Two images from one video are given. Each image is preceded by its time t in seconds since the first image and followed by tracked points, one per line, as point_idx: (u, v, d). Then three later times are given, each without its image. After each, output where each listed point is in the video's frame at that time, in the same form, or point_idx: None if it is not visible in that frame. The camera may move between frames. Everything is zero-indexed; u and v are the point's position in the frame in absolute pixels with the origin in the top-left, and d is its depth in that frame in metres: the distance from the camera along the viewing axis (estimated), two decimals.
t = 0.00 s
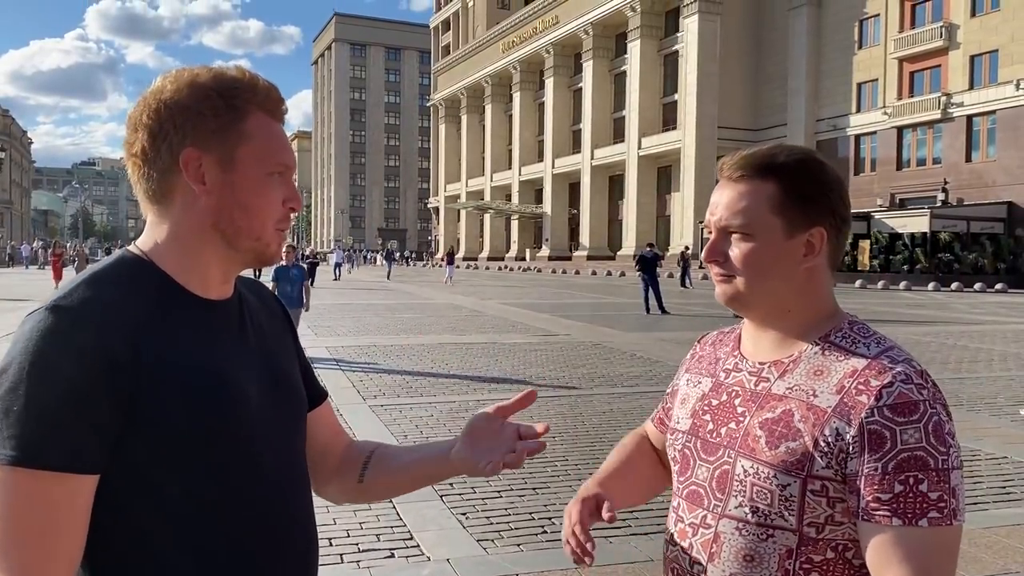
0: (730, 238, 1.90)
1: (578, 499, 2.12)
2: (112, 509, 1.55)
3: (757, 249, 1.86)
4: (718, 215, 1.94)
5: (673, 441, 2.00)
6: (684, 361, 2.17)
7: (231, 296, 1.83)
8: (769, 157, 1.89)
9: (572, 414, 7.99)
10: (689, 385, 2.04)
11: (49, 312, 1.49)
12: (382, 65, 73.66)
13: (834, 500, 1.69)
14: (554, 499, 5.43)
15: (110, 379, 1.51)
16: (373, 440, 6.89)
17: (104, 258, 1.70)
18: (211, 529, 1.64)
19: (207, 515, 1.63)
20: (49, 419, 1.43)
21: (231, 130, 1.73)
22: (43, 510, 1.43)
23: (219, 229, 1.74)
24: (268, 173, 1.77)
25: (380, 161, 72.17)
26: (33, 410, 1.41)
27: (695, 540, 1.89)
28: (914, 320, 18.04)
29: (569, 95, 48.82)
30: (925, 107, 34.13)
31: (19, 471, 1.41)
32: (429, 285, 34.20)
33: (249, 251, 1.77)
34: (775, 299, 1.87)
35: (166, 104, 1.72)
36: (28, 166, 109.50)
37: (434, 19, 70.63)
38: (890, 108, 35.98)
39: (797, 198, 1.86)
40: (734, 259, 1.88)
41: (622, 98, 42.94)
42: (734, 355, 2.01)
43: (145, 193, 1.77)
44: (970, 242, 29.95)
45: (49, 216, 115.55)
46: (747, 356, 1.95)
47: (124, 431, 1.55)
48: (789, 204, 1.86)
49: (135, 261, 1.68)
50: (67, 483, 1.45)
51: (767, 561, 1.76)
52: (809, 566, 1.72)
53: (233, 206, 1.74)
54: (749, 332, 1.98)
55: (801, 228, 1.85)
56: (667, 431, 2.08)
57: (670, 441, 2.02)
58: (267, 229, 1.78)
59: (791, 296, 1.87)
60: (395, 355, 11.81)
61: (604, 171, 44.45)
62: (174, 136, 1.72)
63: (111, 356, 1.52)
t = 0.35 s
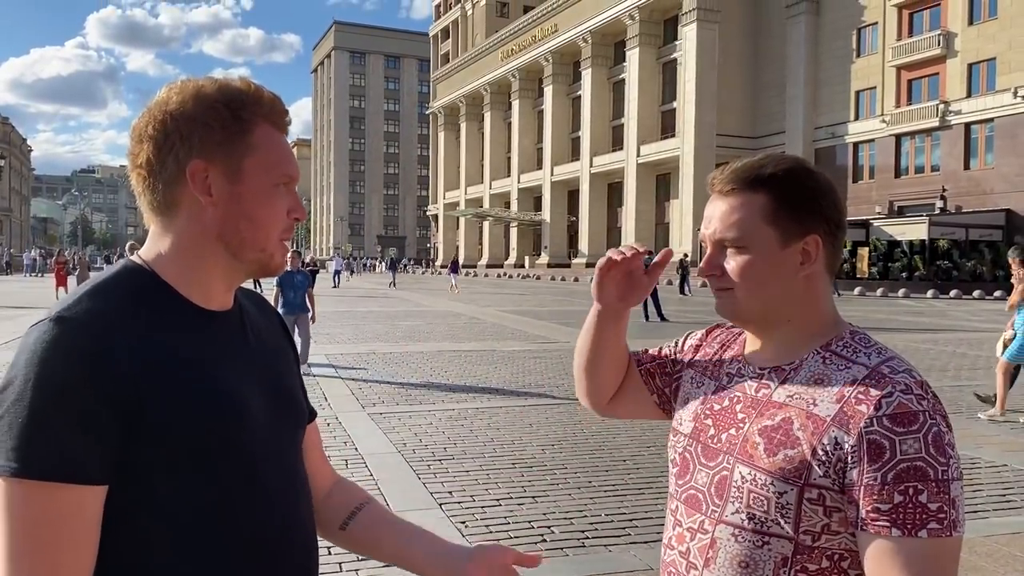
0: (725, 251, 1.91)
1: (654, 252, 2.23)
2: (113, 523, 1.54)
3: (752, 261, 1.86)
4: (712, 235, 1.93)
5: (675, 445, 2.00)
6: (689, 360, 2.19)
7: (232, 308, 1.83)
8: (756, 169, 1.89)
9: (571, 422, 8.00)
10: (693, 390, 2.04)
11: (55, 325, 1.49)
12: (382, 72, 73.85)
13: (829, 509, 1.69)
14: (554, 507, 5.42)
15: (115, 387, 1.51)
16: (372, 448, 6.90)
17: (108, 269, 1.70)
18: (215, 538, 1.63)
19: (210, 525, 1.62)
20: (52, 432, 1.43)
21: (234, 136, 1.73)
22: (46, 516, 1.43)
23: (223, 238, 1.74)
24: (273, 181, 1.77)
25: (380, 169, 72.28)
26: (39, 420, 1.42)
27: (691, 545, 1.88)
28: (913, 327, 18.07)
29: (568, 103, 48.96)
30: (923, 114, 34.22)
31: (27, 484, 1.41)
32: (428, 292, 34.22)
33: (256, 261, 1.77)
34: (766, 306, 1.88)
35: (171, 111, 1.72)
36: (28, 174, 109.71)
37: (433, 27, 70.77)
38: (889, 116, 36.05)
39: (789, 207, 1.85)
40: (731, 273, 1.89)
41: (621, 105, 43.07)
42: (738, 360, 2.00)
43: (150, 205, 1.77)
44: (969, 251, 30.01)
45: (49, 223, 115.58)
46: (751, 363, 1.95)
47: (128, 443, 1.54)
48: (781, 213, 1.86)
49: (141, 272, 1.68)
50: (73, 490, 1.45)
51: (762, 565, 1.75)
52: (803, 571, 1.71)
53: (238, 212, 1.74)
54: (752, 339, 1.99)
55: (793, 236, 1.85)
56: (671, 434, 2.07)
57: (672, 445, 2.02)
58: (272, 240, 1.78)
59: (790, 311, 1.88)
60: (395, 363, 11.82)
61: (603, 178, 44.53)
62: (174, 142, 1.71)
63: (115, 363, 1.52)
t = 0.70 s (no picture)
0: (721, 249, 1.91)
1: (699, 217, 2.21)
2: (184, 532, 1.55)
3: (749, 258, 1.86)
4: (715, 220, 1.93)
5: (675, 443, 2.01)
6: (691, 353, 2.18)
7: (253, 319, 1.84)
8: (749, 171, 1.90)
9: (571, 429, 7.98)
10: (693, 390, 2.04)
11: (111, 343, 1.49)
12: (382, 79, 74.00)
13: (829, 514, 1.67)
14: (553, 515, 5.40)
15: (182, 397, 1.53)
16: (372, 455, 6.89)
17: (139, 285, 1.67)
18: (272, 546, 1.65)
19: (263, 530, 1.64)
20: (127, 445, 1.44)
21: (280, 162, 1.74)
22: (120, 532, 1.44)
23: (265, 259, 1.76)
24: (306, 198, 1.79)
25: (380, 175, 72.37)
26: (111, 431, 1.44)
27: (690, 546, 1.89)
28: (912, 334, 18.03)
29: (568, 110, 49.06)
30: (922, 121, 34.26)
31: (99, 501, 1.43)
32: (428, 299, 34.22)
33: (288, 278, 1.81)
34: (762, 305, 1.87)
35: (209, 123, 1.69)
36: (29, 181, 109.94)
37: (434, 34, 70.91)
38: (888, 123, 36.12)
39: (785, 206, 1.85)
40: (727, 271, 1.88)
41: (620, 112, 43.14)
42: (741, 363, 1.99)
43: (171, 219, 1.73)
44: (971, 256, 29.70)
45: (50, 230, 115.76)
46: (754, 362, 1.95)
47: (194, 452, 1.56)
48: (775, 212, 1.86)
49: (173, 283, 1.68)
50: (134, 504, 1.45)
51: (761, 567, 1.74)
52: None
53: (281, 232, 1.76)
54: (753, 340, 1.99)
55: (787, 235, 1.85)
56: (671, 434, 2.07)
57: (673, 444, 2.03)
58: (301, 257, 1.80)
59: (787, 316, 1.87)
60: (394, 369, 11.81)
61: (602, 185, 44.59)
62: (211, 171, 1.67)
63: (178, 374, 1.53)
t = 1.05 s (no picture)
0: (714, 251, 1.91)
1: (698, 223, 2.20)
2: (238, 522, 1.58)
3: (742, 259, 1.86)
4: (710, 221, 1.94)
5: (676, 443, 2.02)
6: (693, 358, 2.19)
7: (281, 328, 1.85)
8: (741, 176, 1.91)
9: (572, 432, 7.97)
10: (693, 388, 2.06)
11: (179, 343, 1.51)
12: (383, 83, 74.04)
13: (827, 512, 1.67)
14: (554, 517, 5.39)
15: (246, 384, 1.56)
16: (372, 458, 6.88)
17: (184, 284, 1.69)
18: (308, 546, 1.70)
19: (300, 523, 1.67)
20: (201, 426, 1.47)
21: (318, 177, 1.77)
22: (194, 523, 1.47)
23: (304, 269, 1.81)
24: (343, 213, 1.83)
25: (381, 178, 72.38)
26: (187, 423, 1.46)
27: (689, 546, 1.89)
28: (914, 337, 18.00)
29: (569, 113, 49.08)
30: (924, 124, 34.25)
31: (174, 490, 1.46)
32: (430, 302, 34.21)
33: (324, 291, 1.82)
34: (761, 306, 1.87)
35: (263, 133, 1.71)
36: (30, 184, 109.98)
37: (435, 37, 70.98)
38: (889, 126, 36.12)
39: (775, 208, 1.85)
40: (721, 271, 1.88)
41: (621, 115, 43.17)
42: (741, 364, 1.98)
43: (212, 226, 1.74)
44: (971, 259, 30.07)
45: (50, 233, 115.74)
46: (753, 365, 1.94)
47: (252, 444, 1.59)
48: (766, 212, 1.86)
49: (217, 286, 1.69)
50: (199, 494, 1.47)
51: (759, 567, 1.74)
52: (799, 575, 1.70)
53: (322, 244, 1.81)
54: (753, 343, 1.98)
55: (779, 233, 1.85)
56: (671, 433, 2.07)
57: (673, 442, 2.04)
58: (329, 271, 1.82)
59: (792, 318, 1.87)
60: (394, 373, 11.82)
61: (603, 188, 44.58)
62: (274, 185, 1.69)
63: (243, 364, 1.57)
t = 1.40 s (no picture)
0: (705, 251, 1.91)
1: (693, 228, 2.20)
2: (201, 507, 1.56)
3: (730, 258, 1.86)
4: (702, 224, 1.94)
5: (670, 435, 2.02)
6: (694, 355, 2.19)
7: (260, 324, 1.83)
8: (733, 181, 1.91)
9: (576, 432, 7.97)
10: (692, 381, 2.06)
11: (136, 331, 1.51)
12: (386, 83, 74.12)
13: (809, 506, 1.66)
14: (557, 518, 5.39)
15: (204, 376, 1.55)
16: (376, 457, 6.89)
17: (152, 285, 1.68)
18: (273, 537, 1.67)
19: (267, 512, 1.66)
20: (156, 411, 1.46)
21: (272, 171, 1.73)
22: (149, 506, 1.45)
23: (265, 261, 1.76)
24: (304, 206, 1.78)
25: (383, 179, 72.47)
26: (143, 409, 1.45)
27: (674, 533, 1.91)
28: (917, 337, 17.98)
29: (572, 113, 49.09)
30: (927, 124, 34.14)
31: (131, 470, 1.44)
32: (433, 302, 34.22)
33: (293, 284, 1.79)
34: (755, 303, 1.86)
35: (219, 136, 1.71)
36: (34, 185, 110.23)
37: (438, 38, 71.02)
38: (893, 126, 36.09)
39: (762, 208, 1.85)
40: (711, 270, 1.88)
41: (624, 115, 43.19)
42: (735, 363, 1.97)
43: (183, 227, 1.75)
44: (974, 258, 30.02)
45: (53, 233, 116.02)
46: (747, 361, 1.93)
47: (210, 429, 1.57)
48: (755, 214, 1.86)
49: (186, 283, 1.68)
50: (158, 477, 1.46)
51: (741, 560, 1.75)
52: (780, 567, 1.70)
53: (277, 234, 1.75)
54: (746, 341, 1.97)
55: (766, 233, 1.84)
56: (668, 425, 2.08)
57: (669, 434, 2.04)
58: (305, 262, 1.79)
59: (781, 315, 1.86)
60: (398, 373, 11.85)
61: (606, 189, 44.58)
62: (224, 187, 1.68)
63: (197, 346, 1.56)
